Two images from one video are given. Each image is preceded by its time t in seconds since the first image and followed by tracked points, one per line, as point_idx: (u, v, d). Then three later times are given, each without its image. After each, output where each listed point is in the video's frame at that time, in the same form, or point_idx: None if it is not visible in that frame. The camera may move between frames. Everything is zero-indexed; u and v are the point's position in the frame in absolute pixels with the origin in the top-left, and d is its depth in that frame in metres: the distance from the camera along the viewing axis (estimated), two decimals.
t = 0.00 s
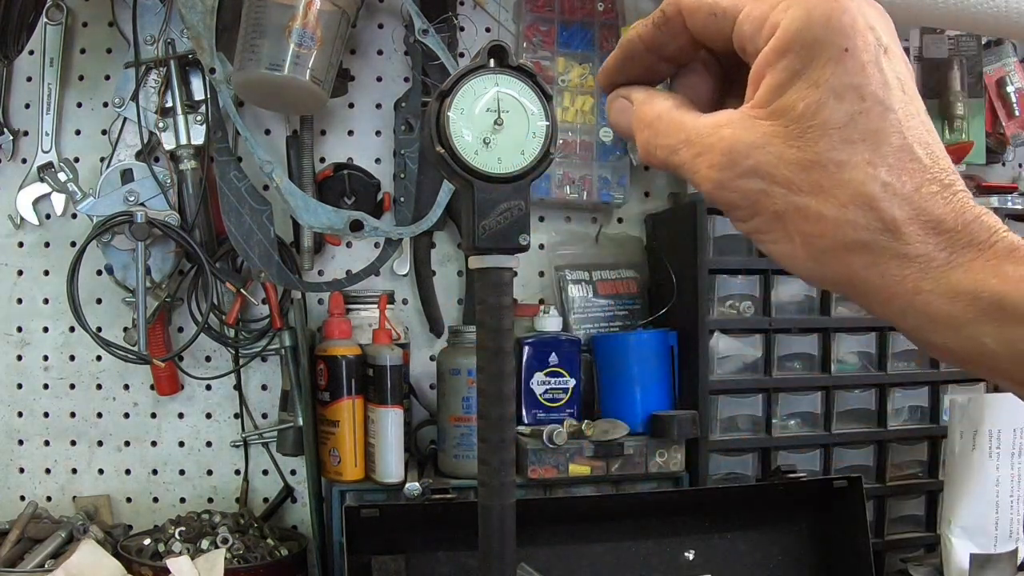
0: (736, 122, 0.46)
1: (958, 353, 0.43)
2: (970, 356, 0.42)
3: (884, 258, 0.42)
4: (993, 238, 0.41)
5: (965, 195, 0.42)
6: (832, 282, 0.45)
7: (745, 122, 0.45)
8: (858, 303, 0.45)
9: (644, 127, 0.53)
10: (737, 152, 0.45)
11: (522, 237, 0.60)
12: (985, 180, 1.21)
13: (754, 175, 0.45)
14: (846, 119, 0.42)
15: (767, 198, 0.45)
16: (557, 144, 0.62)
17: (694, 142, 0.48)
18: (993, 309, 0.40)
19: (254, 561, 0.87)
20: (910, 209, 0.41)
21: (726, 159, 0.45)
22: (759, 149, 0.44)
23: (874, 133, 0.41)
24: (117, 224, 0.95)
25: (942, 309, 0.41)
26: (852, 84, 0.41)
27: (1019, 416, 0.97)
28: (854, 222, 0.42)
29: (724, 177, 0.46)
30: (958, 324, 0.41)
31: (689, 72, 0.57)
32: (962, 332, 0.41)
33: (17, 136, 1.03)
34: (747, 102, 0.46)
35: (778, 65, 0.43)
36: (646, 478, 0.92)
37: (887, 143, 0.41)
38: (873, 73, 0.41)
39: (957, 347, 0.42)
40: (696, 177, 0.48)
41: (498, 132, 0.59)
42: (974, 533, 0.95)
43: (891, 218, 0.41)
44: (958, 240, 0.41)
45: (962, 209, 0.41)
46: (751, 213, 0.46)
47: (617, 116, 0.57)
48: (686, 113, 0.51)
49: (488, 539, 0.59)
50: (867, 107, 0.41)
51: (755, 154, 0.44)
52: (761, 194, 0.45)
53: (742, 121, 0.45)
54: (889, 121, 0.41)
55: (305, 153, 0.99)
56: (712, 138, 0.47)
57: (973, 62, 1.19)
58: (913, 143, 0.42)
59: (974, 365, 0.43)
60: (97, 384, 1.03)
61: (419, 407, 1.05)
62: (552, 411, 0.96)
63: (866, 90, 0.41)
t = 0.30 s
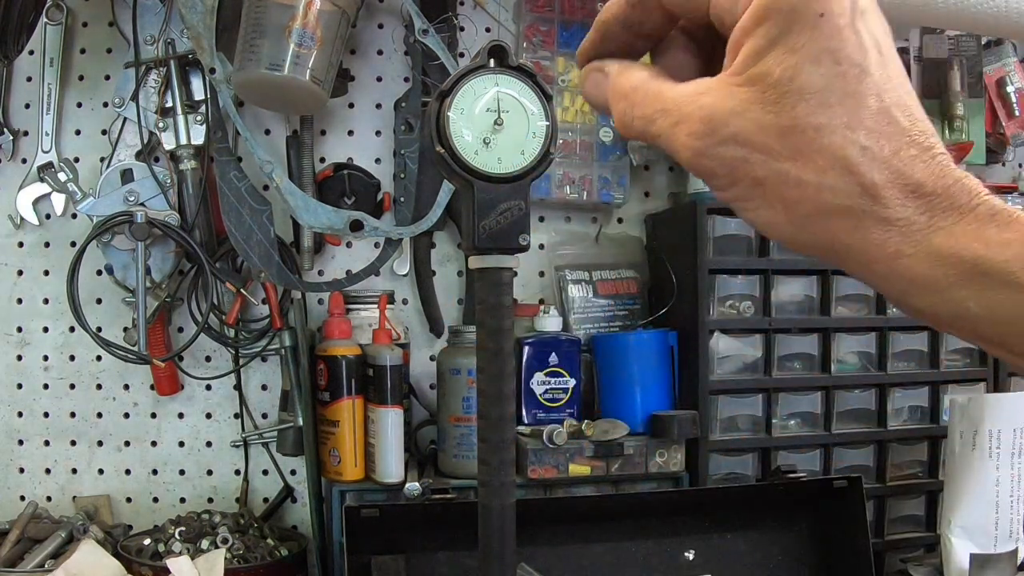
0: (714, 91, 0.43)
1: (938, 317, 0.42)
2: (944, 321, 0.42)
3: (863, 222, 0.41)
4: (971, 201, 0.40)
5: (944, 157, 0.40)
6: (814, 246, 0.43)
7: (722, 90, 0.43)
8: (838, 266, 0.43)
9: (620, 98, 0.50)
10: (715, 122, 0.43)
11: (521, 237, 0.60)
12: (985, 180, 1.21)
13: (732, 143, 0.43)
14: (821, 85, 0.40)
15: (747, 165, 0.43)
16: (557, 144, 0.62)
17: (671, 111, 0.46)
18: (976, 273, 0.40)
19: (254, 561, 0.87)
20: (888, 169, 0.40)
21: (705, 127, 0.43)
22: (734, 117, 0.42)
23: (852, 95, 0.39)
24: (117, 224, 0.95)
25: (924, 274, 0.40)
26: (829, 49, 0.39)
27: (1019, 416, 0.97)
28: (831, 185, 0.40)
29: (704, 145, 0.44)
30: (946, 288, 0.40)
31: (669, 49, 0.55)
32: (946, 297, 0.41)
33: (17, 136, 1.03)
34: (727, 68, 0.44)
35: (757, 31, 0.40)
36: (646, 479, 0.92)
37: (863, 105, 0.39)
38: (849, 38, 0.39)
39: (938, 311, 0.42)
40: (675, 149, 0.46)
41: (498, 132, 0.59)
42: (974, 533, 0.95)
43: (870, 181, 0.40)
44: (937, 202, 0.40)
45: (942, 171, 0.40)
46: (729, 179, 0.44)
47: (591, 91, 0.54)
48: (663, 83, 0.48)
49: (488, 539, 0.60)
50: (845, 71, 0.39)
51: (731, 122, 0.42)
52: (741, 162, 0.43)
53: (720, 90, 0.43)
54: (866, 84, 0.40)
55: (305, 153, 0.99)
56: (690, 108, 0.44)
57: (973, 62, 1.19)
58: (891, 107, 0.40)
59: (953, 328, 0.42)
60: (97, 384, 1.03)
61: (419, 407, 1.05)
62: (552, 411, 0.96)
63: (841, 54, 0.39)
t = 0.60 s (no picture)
0: (739, 63, 0.44)
1: (946, 311, 0.43)
2: (950, 315, 0.43)
3: (878, 212, 0.42)
4: (987, 197, 0.41)
5: (963, 152, 0.41)
6: (828, 234, 0.44)
7: (746, 64, 0.43)
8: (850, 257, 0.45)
9: (637, 58, 0.50)
10: (738, 95, 0.43)
11: (521, 237, 0.60)
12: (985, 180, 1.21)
13: (752, 119, 0.43)
14: (850, 70, 0.41)
15: (765, 142, 0.44)
16: (557, 144, 0.62)
17: (690, 79, 0.46)
18: (987, 267, 0.40)
19: (254, 561, 0.87)
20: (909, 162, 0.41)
21: (726, 100, 0.44)
22: (758, 91, 0.43)
23: (880, 83, 0.41)
24: (117, 224, 0.95)
25: (932, 267, 0.41)
26: (859, 35, 0.40)
27: (1019, 415, 0.97)
28: (851, 172, 0.41)
29: (722, 118, 0.44)
30: (955, 280, 0.41)
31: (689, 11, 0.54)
32: (955, 291, 0.41)
33: (17, 136, 1.03)
34: (753, 42, 0.44)
35: (790, 6, 0.41)
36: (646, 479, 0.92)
37: (891, 96, 0.41)
38: (881, 28, 0.41)
39: (946, 305, 0.42)
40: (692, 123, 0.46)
41: (498, 132, 0.59)
42: (974, 533, 0.95)
43: (890, 172, 0.41)
44: (953, 196, 0.41)
45: (960, 166, 0.41)
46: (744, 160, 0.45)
47: (608, 46, 0.53)
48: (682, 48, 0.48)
49: (488, 539, 0.60)
50: (874, 59, 0.41)
51: (755, 97, 0.43)
52: (761, 139, 0.44)
53: (745, 60, 0.44)
54: (894, 74, 0.41)
55: (306, 153, 0.99)
56: (711, 76, 0.45)
57: (973, 62, 1.19)
58: (917, 100, 0.41)
59: (959, 323, 0.43)
60: (97, 384, 1.03)
61: (419, 407, 1.05)
62: (552, 411, 0.96)
63: (874, 42, 0.41)
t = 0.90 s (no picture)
0: (760, 76, 0.42)
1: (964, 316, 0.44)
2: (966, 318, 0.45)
3: (904, 222, 0.42)
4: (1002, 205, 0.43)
5: (975, 161, 0.43)
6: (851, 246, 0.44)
7: (765, 75, 0.42)
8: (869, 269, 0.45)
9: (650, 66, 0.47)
10: (758, 109, 0.41)
11: (521, 237, 0.60)
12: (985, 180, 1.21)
13: (771, 130, 0.42)
14: (870, 79, 0.40)
15: (785, 153, 0.42)
16: (557, 144, 0.62)
17: (708, 89, 0.43)
18: (1005, 273, 0.42)
19: (254, 561, 0.87)
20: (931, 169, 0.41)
21: (744, 110, 0.42)
22: (779, 104, 0.41)
23: (898, 92, 0.40)
24: (117, 224, 0.95)
25: (955, 274, 0.43)
26: (877, 45, 0.40)
27: (1020, 415, 0.97)
28: (877, 181, 0.41)
29: (742, 128, 0.42)
30: (981, 284, 0.43)
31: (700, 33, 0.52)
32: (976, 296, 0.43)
33: (17, 136, 1.03)
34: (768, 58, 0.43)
35: (807, 19, 0.40)
36: (646, 479, 0.92)
37: (907, 106, 0.41)
38: (897, 38, 0.40)
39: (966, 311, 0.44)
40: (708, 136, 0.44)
41: (498, 131, 0.59)
42: (974, 533, 0.95)
43: (911, 180, 0.41)
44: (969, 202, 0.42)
45: (974, 174, 0.42)
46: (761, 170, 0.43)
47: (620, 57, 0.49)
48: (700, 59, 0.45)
49: (488, 538, 0.60)
50: (892, 69, 0.40)
51: (776, 110, 0.41)
52: (780, 150, 0.42)
53: (760, 74, 0.42)
54: (909, 84, 0.41)
55: (305, 153, 0.99)
56: (731, 89, 0.42)
57: (973, 63, 1.19)
58: (932, 112, 0.42)
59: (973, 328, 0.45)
60: (97, 384, 1.03)
61: (419, 407, 1.05)
62: (552, 411, 0.96)
63: (891, 51, 0.40)
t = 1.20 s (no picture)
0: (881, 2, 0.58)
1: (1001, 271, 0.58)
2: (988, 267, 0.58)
3: (971, 165, 0.56)
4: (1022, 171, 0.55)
5: None
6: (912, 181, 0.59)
7: None
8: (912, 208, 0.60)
9: None
10: (856, 13, 0.58)
11: (520, 237, 0.60)
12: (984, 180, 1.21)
13: (863, 33, 0.58)
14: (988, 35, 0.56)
15: (869, 62, 0.58)
16: (557, 144, 0.62)
17: None
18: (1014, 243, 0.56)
19: (255, 561, 0.87)
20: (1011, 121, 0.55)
21: None
22: (881, 21, 0.58)
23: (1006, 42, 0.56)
24: (117, 224, 0.95)
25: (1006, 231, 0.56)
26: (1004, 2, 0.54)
27: (1020, 416, 0.97)
28: (956, 119, 0.56)
29: (830, 22, 0.59)
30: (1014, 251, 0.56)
31: None
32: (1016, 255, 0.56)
33: (17, 136, 1.03)
34: None
35: None
36: (646, 479, 0.92)
37: (1007, 48, 0.56)
38: None
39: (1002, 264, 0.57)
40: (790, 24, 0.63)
41: (498, 131, 0.59)
42: (974, 533, 0.95)
43: (991, 127, 0.55)
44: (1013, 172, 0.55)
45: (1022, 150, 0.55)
46: (839, 73, 0.60)
47: None
48: None
49: (488, 538, 0.60)
50: (998, 24, 0.56)
51: (873, 15, 0.58)
52: (866, 55, 0.58)
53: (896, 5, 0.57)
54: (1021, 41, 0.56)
55: (306, 153, 0.99)
56: None
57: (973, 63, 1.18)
58: None
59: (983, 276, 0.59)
60: (97, 384, 1.03)
61: (419, 407, 1.05)
62: (552, 411, 0.96)
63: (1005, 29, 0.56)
